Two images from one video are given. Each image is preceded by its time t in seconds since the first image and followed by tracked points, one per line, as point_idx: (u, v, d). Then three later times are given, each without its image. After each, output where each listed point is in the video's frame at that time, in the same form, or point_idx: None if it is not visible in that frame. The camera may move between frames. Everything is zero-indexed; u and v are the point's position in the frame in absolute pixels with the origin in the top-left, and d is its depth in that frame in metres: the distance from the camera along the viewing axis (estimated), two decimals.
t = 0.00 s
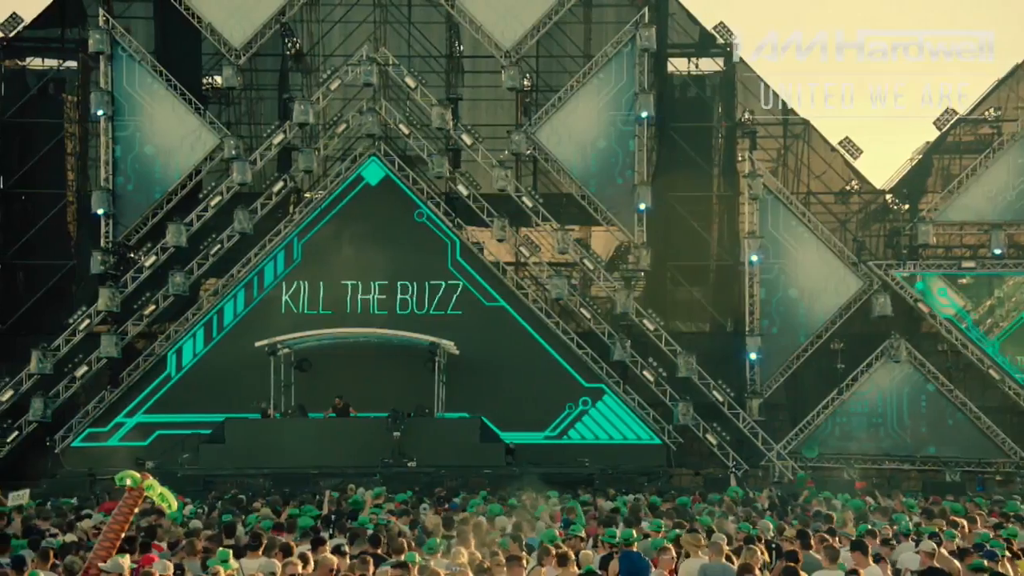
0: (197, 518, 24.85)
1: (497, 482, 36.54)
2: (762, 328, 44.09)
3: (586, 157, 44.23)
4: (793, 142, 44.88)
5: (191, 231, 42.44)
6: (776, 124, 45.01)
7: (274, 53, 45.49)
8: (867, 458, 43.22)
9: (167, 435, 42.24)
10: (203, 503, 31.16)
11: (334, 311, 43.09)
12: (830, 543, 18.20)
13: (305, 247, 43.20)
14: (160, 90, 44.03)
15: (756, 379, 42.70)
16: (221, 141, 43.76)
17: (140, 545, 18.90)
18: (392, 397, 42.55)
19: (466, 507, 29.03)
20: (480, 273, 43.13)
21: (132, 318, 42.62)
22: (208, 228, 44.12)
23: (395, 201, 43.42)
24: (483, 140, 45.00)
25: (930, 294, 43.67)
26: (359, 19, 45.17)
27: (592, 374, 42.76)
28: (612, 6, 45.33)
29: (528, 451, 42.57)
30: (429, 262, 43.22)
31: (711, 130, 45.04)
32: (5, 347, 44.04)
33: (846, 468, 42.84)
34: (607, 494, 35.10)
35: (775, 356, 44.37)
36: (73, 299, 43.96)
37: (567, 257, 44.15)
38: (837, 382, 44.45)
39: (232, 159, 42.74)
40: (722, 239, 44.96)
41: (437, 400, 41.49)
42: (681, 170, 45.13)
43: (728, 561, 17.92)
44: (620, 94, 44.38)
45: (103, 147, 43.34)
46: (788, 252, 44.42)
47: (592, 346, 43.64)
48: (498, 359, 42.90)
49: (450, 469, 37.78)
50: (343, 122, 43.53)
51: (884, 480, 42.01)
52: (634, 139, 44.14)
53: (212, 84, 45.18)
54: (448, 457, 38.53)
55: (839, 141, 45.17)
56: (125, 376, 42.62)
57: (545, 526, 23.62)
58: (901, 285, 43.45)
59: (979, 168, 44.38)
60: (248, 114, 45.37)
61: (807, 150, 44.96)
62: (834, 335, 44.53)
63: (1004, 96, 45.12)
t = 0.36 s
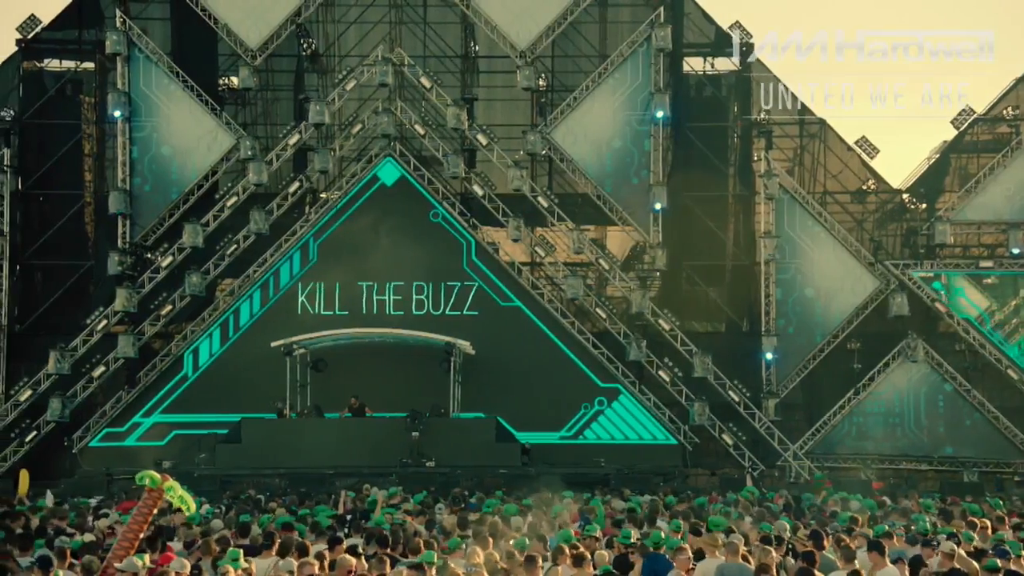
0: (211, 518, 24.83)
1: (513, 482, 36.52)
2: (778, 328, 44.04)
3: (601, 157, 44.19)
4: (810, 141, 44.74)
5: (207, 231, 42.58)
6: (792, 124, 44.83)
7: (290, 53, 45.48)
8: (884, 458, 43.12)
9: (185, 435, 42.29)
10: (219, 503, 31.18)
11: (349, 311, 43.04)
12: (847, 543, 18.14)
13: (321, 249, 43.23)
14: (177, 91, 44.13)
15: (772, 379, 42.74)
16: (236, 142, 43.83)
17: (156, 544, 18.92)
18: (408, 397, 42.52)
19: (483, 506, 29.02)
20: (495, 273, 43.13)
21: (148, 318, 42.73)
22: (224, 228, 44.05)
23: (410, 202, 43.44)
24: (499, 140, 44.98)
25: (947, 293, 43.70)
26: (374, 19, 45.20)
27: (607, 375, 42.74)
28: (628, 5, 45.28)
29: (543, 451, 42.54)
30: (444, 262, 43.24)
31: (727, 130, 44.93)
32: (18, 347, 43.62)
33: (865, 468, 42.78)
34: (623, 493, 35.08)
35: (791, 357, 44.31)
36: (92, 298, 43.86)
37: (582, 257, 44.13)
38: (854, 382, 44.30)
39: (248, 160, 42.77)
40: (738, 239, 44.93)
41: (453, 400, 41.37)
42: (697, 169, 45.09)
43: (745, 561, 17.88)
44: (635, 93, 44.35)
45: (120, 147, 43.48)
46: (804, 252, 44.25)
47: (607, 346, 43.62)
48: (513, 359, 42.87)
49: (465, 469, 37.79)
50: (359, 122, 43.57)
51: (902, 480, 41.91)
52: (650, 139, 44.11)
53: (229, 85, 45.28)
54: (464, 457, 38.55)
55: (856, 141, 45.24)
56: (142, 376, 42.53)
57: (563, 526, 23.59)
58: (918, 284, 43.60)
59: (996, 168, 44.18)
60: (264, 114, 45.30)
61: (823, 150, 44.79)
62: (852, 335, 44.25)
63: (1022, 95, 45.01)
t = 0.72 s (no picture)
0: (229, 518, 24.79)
1: (529, 482, 36.47)
2: (796, 328, 43.90)
3: (617, 157, 44.14)
4: (827, 141, 44.67)
5: (224, 231, 42.57)
6: (809, 123, 44.78)
7: (307, 54, 45.43)
8: (903, 458, 43.01)
9: (202, 435, 42.33)
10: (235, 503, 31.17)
11: (366, 311, 43.05)
12: (864, 544, 18.08)
13: (337, 249, 43.24)
14: (193, 92, 44.13)
15: (789, 378, 42.73)
16: (253, 143, 43.87)
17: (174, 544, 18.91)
18: (424, 397, 42.50)
19: (499, 506, 28.97)
20: (512, 273, 43.06)
21: (166, 319, 42.86)
22: (241, 229, 44.07)
23: (426, 202, 43.42)
24: (515, 140, 44.91)
25: (965, 292, 43.64)
26: (391, 19, 45.24)
27: (624, 375, 42.68)
28: (644, 5, 45.17)
29: (559, 451, 42.49)
30: (460, 262, 43.20)
31: (743, 130, 44.81)
32: (36, 347, 43.88)
33: (883, 468, 42.71)
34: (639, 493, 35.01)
35: (809, 356, 44.14)
36: (110, 298, 43.94)
37: (598, 257, 44.05)
38: (872, 381, 44.13)
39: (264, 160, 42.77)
40: (755, 239, 44.80)
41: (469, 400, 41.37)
42: (713, 169, 44.87)
43: (763, 561, 17.82)
44: (652, 93, 44.21)
45: (137, 148, 43.49)
46: (821, 252, 44.11)
47: (624, 346, 43.55)
48: (529, 360, 42.84)
49: (481, 469, 37.76)
50: (375, 123, 43.53)
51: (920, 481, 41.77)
52: (666, 139, 44.03)
53: (246, 86, 45.32)
54: (480, 457, 38.52)
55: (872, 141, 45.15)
56: (159, 376, 42.66)
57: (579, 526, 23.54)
58: (936, 284, 43.50)
59: (1015, 167, 44.12)
60: (280, 115, 45.24)
61: (840, 149, 44.71)
62: (868, 334, 44.24)
63: None
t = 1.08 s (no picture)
0: (244, 518, 24.75)
1: (544, 482, 36.43)
2: (813, 327, 43.80)
3: (633, 157, 44.07)
4: (844, 140, 44.49)
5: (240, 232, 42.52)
6: (825, 122, 44.58)
7: (323, 54, 45.49)
8: (920, 458, 42.94)
9: (219, 435, 42.34)
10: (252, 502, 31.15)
11: (381, 311, 43.11)
12: (884, 544, 17.98)
13: (352, 250, 43.23)
14: (209, 93, 44.15)
15: (805, 378, 42.67)
16: (269, 143, 43.89)
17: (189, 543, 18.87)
18: (440, 397, 42.48)
19: (515, 506, 28.93)
20: (528, 273, 43.00)
21: (182, 319, 42.83)
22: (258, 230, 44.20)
23: (441, 202, 43.38)
24: (531, 140, 44.85)
25: (984, 292, 43.35)
26: (407, 19, 45.16)
27: (639, 375, 42.61)
28: (660, 4, 45.11)
29: (575, 451, 42.43)
30: (476, 262, 43.15)
31: (759, 130, 44.75)
32: (56, 347, 43.78)
33: (900, 469, 42.72)
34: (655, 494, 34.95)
35: (826, 356, 44.01)
36: (128, 299, 44.13)
37: (614, 257, 43.95)
38: (889, 382, 44.02)
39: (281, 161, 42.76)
40: (771, 239, 44.67)
41: (484, 401, 41.37)
42: (729, 169, 44.79)
43: (781, 562, 17.78)
44: (668, 93, 44.17)
45: (154, 149, 43.46)
46: (838, 251, 44.05)
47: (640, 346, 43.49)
48: (545, 360, 42.79)
49: (497, 469, 37.73)
50: (391, 123, 43.55)
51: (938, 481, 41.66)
52: (681, 138, 43.97)
53: (261, 86, 45.38)
54: (495, 457, 38.50)
55: (889, 140, 45.07)
56: (177, 376, 42.77)
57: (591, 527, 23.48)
58: (954, 284, 43.30)
59: None
60: (296, 115, 45.35)
61: (857, 148, 44.53)
62: (885, 334, 44.11)
63: None
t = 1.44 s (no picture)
0: (258, 518, 24.71)
1: (559, 482, 36.43)
2: (828, 327, 43.70)
3: (647, 157, 44.05)
4: (859, 139, 44.42)
5: (255, 232, 42.63)
6: (841, 122, 44.58)
7: (337, 55, 45.38)
8: (936, 458, 42.85)
9: (234, 435, 42.38)
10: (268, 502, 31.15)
11: (396, 311, 43.08)
12: (900, 544, 17.95)
13: (367, 250, 43.24)
14: (224, 93, 44.22)
15: (821, 378, 42.58)
16: (284, 144, 43.95)
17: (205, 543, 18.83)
18: (456, 397, 42.46)
19: (531, 506, 28.90)
20: (542, 274, 43.00)
21: (198, 319, 42.94)
22: (272, 230, 44.12)
23: (456, 202, 43.38)
24: (545, 139, 44.82)
25: (1003, 293, 43.25)
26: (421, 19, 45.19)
27: (655, 375, 42.55)
28: (675, 4, 45.02)
29: (590, 451, 42.40)
30: (491, 262, 43.12)
31: (774, 129, 44.60)
32: (73, 347, 43.82)
33: (915, 469, 42.59)
34: (670, 494, 34.93)
35: (841, 356, 43.92)
36: (143, 299, 44.13)
37: (629, 257, 43.90)
38: (905, 382, 43.86)
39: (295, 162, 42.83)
40: (786, 239, 44.44)
41: (499, 401, 41.35)
42: (744, 169, 44.67)
43: (798, 563, 17.76)
44: (682, 92, 44.15)
45: (170, 149, 43.56)
46: (853, 251, 43.95)
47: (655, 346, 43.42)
48: (560, 360, 42.76)
49: (512, 469, 37.73)
50: (405, 124, 43.53)
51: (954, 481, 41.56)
52: (696, 138, 43.92)
53: (277, 87, 45.36)
54: (510, 457, 38.51)
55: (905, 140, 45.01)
56: (192, 376, 42.70)
57: (607, 527, 23.44)
58: (971, 284, 43.33)
59: None
60: (310, 116, 45.28)
61: (873, 148, 44.40)
62: (901, 334, 43.99)
63: None
